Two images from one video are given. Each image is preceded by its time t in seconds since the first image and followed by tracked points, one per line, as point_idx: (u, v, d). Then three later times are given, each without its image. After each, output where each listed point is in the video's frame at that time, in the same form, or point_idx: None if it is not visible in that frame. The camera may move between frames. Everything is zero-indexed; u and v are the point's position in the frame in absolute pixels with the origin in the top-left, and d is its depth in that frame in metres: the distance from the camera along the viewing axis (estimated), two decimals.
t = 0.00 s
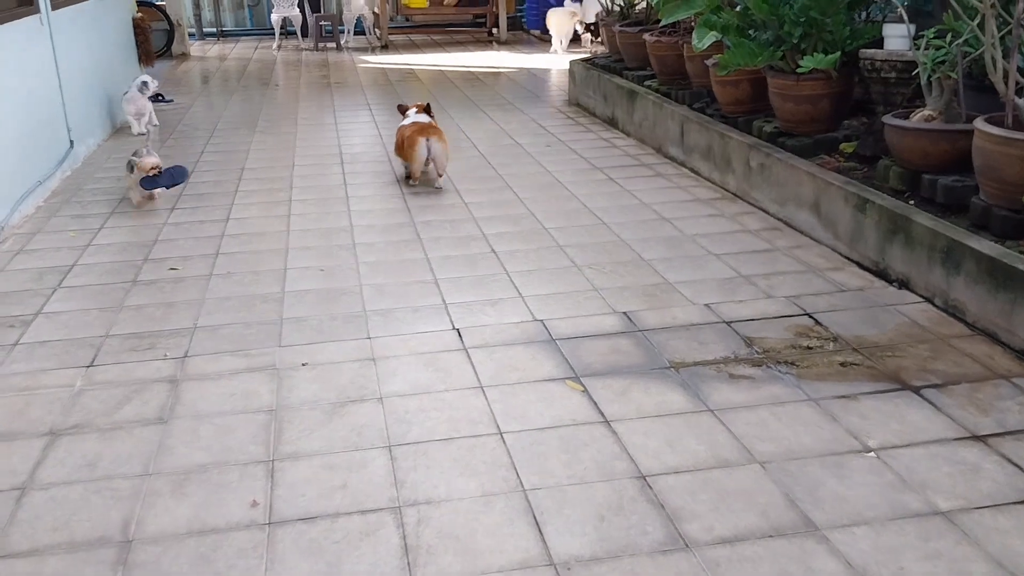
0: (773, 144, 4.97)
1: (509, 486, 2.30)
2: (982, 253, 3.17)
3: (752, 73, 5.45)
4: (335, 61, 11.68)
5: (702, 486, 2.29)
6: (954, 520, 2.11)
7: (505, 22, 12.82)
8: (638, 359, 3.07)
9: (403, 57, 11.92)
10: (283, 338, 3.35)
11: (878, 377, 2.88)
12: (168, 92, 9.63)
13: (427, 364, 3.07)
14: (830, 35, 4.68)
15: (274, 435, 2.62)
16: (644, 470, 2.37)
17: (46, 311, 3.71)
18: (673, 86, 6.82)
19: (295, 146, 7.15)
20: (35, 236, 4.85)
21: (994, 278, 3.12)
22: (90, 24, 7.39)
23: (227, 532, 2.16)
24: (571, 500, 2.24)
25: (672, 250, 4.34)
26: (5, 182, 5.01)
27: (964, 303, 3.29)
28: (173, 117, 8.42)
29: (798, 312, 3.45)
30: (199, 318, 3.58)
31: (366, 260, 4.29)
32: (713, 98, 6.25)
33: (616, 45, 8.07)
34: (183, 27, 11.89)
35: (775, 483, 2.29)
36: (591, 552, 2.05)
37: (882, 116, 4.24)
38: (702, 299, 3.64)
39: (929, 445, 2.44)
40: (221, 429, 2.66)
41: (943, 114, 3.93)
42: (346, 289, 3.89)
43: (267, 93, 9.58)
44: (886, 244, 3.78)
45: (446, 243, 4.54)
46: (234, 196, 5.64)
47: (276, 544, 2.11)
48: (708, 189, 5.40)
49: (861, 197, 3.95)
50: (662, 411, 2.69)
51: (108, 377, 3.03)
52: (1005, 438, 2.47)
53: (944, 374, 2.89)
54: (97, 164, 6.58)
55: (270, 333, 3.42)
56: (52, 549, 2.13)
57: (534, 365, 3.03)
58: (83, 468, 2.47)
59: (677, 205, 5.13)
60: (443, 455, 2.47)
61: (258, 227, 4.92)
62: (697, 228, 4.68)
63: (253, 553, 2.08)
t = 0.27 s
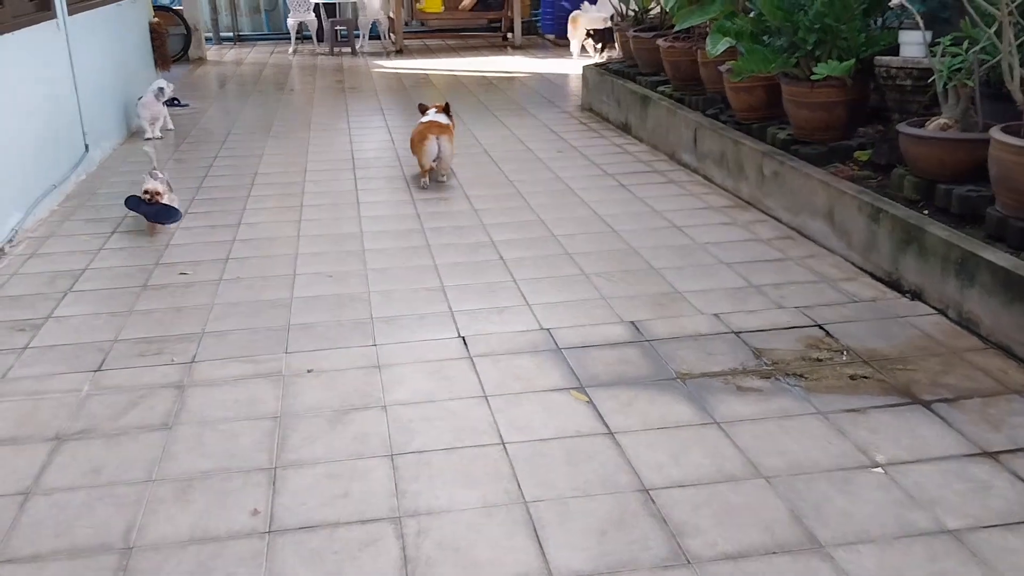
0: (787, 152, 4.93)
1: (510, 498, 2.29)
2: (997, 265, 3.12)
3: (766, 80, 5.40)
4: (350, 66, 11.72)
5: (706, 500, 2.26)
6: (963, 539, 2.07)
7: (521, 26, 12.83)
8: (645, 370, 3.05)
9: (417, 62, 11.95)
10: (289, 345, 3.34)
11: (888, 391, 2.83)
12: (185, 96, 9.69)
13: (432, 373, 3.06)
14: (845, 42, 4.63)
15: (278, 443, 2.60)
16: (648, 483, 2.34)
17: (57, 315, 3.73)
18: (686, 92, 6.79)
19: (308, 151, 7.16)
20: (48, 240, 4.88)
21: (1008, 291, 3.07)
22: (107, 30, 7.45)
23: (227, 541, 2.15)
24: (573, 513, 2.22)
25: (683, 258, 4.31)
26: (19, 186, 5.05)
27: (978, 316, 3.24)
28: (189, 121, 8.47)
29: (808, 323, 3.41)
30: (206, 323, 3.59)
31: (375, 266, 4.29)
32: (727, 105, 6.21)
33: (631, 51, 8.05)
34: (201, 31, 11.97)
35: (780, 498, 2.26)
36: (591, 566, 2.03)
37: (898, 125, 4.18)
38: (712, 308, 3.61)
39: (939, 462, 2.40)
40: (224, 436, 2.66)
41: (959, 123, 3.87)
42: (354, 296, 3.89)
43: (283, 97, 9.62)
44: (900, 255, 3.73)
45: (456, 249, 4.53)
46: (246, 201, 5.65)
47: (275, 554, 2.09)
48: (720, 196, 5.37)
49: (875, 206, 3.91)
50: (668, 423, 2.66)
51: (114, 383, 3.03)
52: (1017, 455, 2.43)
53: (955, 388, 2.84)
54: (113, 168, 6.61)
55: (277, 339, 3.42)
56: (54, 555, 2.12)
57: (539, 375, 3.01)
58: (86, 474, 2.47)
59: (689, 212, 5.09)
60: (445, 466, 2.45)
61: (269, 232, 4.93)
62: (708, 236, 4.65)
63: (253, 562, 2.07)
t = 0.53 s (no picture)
0: (790, 159, 4.81)
1: (470, 508, 2.27)
2: (989, 278, 3.04)
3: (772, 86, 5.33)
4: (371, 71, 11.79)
5: (668, 514, 2.22)
6: (925, 561, 2.03)
7: (543, 31, 12.81)
8: (624, 380, 3.01)
9: (438, 67, 11.98)
10: (274, 348, 3.35)
11: (869, 406, 2.78)
12: (205, 100, 9.80)
13: (411, 379, 3.05)
14: (848, 48, 4.59)
15: (248, 447, 2.60)
16: (612, 495, 2.31)
17: (53, 315, 3.77)
18: (696, 99, 6.72)
19: (320, 155, 7.20)
20: (55, 241, 4.94)
21: (1000, 305, 2.99)
22: (128, 34, 7.55)
23: (184, 545, 2.16)
24: (533, 525, 2.20)
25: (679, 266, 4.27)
26: (29, 188, 5.09)
27: (970, 330, 3.16)
28: (207, 125, 8.55)
29: (797, 334, 3.36)
30: (196, 326, 3.61)
31: (370, 270, 4.29)
32: (736, 111, 6.14)
33: (644, 56, 8.01)
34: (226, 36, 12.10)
35: (744, 514, 2.22)
36: None
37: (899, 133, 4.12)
38: (701, 318, 3.56)
39: (912, 480, 2.35)
40: (196, 439, 2.67)
41: (960, 132, 3.80)
42: (346, 300, 3.88)
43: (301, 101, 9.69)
44: (896, 266, 3.64)
45: (453, 255, 4.52)
46: (253, 205, 5.69)
47: (229, 559, 2.10)
48: (725, 204, 5.19)
49: (873, 216, 3.78)
50: (640, 435, 2.63)
51: (98, 384, 3.06)
52: (994, 474, 2.37)
53: (939, 404, 2.78)
54: (127, 171, 6.68)
55: (263, 342, 3.43)
56: (13, 555, 2.14)
57: (517, 383, 2.99)
58: (57, 475, 2.49)
59: (691, 219, 4.96)
60: (411, 474, 2.44)
61: (271, 235, 4.96)
62: (709, 244, 4.48)
63: (206, 567, 2.08)
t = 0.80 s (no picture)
0: (791, 160, 4.81)
1: (463, 508, 2.28)
2: (986, 279, 3.03)
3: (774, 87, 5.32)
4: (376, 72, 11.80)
5: (660, 514, 2.23)
6: (917, 561, 2.03)
7: (550, 32, 12.80)
8: (620, 380, 3.00)
9: (443, 67, 11.99)
10: (271, 349, 3.35)
11: (865, 406, 2.77)
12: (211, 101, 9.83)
13: (408, 379, 3.05)
14: (848, 49, 4.58)
15: (243, 447, 2.61)
16: (604, 495, 2.32)
17: (53, 315, 3.79)
18: (701, 100, 6.70)
19: (323, 156, 7.21)
20: (58, 242, 4.96)
21: (998, 306, 2.98)
22: (133, 34, 7.57)
23: (176, 544, 2.18)
24: (525, 524, 2.21)
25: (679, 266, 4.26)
26: (33, 188, 5.11)
27: (968, 331, 3.15)
28: (211, 125, 8.57)
29: (794, 335, 3.35)
30: (195, 326, 3.62)
31: (370, 271, 4.30)
32: (738, 112, 6.12)
33: (648, 57, 8.00)
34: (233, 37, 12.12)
35: (736, 514, 2.22)
36: None
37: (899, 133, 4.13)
38: (699, 318, 3.56)
39: (905, 480, 2.35)
40: (192, 439, 2.68)
41: (959, 132, 3.80)
42: (345, 300, 3.89)
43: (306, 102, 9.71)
44: (895, 267, 3.63)
45: (453, 255, 4.53)
46: (256, 205, 5.70)
47: (221, 558, 2.12)
48: (727, 204, 5.18)
49: (872, 216, 3.78)
50: (635, 435, 2.63)
51: (96, 384, 3.07)
52: (988, 475, 2.37)
53: (935, 404, 2.77)
54: (130, 171, 6.70)
55: (261, 342, 3.44)
56: (6, 554, 2.16)
57: (514, 383, 2.99)
58: (52, 474, 2.50)
59: (692, 219, 4.97)
60: (405, 474, 2.45)
61: (273, 236, 4.97)
62: (708, 245, 4.47)
63: (198, 566, 2.09)
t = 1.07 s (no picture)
0: (792, 159, 4.81)
1: (458, 506, 2.29)
2: (984, 278, 3.03)
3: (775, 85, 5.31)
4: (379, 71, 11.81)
5: (655, 513, 2.23)
6: (910, 559, 2.03)
7: (555, 31, 12.80)
8: (617, 378, 3.01)
9: (447, 67, 12.00)
10: (270, 347, 3.36)
11: (861, 405, 2.77)
12: (214, 100, 9.85)
13: (405, 378, 3.06)
14: (848, 48, 4.58)
15: (239, 445, 2.62)
16: (599, 493, 2.32)
17: (53, 314, 3.80)
18: (702, 99, 6.70)
19: (325, 155, 7.22)
20: (59, 241, 4.97)
21: (995, 304, 2.98)
22: (135, 34, 7.57)
23: (172, 541, 2.19)
24: (519, 522, 2.21)
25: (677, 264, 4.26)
26: (34, 187, 5.13)
27: (966, 329, 3.15)
28: (214, 125, 8.58)
29: (792, 333, 3.35)
30: (194, 324, 3.63)
31: (370, 270, 4.30)
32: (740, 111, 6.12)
33: (651, 56, 7.99)
34: (236, 36, 12.11)
35: (730, 512, 2.22)
36: None
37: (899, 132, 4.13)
38: (698, 316, 3.56)
39: (900, 478, 2.35)
40: (189, 436, 2.68)
41: (958, 131, 3.80)
42: (345, 299, 3.90)
43: (309, 102, 9.71)
44: (894, 265, 3.62)
45: (453, 254, 4.53)
46: (257, 204, 5.71)
47: (217, 555, 2.13)
48: (728, 204, 5.18)
49: (871, 215, 3.77)
50: (631, 433, 2.63)
51: (94, 382, 3.08)
52: (983, 473, 2.37)
53: (932, 403, 2.77)
54: (133, 171, 6.71)
55: (260, 340, 3.45)
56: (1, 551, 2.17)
57: (511, 382, 3.00)
58: (49, 472, 2.51)
59: (692, 218, 4.97)
60: (401, 472, 2.45)
61: (274, 235, 4.98)
62: (708, 244, 4.46)
63: (193, 563, 2.10)
